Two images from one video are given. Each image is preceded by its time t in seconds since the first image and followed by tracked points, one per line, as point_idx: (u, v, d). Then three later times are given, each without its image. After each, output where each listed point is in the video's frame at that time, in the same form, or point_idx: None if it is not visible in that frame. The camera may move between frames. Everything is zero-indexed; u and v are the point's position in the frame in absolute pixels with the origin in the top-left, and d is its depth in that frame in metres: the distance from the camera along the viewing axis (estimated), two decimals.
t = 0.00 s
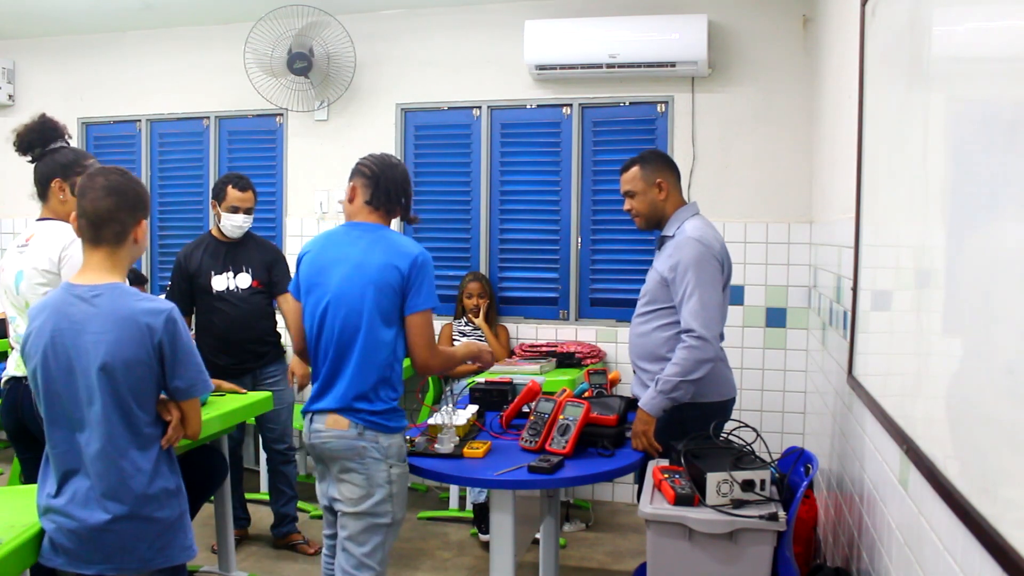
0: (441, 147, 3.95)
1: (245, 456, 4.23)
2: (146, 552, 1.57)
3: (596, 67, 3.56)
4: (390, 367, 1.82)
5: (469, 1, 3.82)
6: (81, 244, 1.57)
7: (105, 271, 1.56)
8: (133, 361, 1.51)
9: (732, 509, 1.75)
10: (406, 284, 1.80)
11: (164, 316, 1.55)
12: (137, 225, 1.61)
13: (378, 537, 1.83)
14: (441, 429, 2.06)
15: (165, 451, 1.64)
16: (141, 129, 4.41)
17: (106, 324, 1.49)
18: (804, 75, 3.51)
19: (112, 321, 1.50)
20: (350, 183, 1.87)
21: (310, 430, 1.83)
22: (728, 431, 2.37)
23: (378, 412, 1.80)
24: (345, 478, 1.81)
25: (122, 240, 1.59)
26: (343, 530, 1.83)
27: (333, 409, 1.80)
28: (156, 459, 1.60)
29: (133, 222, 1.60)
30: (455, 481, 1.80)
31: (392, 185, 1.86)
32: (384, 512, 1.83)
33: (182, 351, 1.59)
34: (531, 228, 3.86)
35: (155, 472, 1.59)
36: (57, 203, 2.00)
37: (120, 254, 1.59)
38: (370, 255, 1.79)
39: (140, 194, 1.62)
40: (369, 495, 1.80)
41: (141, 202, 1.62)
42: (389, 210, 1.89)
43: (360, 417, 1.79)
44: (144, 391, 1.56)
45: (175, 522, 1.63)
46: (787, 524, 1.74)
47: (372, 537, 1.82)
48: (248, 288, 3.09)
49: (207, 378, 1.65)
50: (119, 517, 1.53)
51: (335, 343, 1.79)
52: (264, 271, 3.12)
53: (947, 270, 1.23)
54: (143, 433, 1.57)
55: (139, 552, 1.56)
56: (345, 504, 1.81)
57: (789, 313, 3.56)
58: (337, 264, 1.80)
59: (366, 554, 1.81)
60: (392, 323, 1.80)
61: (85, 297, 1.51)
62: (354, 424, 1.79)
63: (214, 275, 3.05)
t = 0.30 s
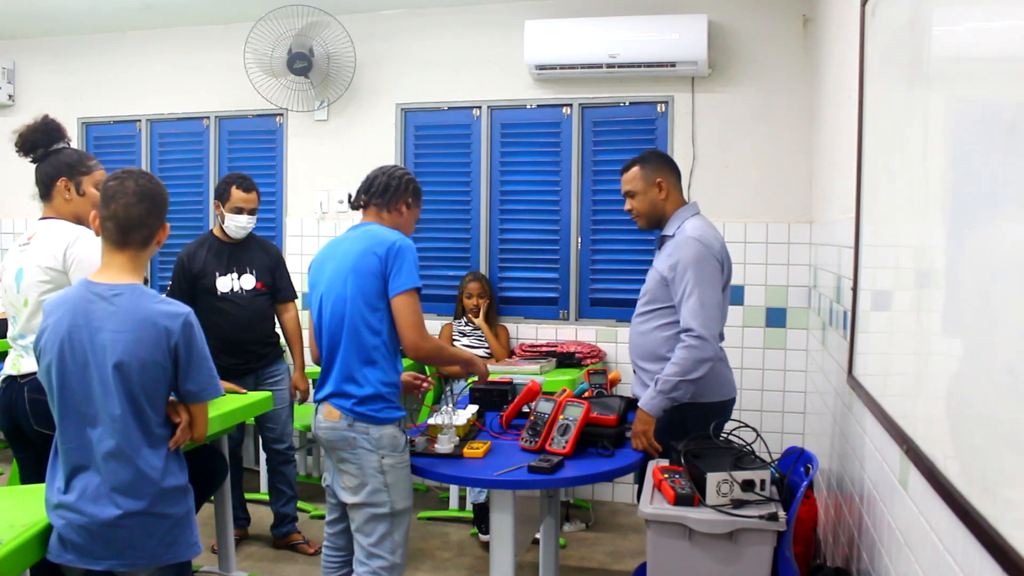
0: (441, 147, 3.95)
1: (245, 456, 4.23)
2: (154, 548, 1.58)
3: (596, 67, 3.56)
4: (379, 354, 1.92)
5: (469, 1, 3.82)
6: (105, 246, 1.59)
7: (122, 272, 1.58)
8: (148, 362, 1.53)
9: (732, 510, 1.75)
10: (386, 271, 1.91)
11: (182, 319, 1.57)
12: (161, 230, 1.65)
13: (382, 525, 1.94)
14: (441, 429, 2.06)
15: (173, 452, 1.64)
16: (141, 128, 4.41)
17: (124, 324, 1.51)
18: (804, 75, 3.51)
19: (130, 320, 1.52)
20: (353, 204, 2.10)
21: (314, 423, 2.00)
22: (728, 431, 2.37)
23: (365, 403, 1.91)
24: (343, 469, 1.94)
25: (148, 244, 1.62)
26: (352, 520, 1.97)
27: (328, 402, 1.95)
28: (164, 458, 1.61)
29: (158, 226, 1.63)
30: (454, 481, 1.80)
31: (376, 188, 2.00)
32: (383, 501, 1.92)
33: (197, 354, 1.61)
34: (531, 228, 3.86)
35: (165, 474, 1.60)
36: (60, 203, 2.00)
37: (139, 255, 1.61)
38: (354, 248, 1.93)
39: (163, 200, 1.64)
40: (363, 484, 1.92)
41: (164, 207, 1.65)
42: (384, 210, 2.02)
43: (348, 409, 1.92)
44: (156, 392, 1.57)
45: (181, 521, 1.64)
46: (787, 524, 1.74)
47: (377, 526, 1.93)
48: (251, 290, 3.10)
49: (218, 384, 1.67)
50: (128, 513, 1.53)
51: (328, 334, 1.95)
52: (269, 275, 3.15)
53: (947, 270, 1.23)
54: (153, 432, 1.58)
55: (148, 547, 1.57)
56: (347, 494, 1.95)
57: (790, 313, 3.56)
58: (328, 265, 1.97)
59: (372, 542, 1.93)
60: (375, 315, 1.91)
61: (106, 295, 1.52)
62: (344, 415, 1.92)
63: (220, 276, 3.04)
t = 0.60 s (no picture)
0: (441, 147, 3.95)
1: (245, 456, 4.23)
2: (162, 548, 1.59)
3: (596, 67, 3.56)
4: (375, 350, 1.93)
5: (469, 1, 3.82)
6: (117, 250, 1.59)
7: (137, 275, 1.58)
8: (156, 364, 1.53)
9: (732, 510, 1.75)
10: (386, 268, 1.92)
11: (191, 323, 1.57)
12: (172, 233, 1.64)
13: (371, 521, 1.94)
14: (441, 429, 2.06)
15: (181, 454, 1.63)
16: (141, 128, 4.41)
17: (133, 326, 1.51)
18: (804, 74, 3.51)
19: (140, 323, 1.52)
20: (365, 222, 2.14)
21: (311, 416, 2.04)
22: (728, 431, 2.37)
23: (355, 397, 1.92)
24: (334, 463, 1.97)
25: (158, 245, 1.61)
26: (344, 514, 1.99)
27: (322, 395, 1.99)
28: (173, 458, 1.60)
29: (169, 228, 1.63)
30: (455, 481, 1.80)
31: (377, 197, 2.02)
32: (372, 496, 1.93)
33: (205, 358, 1.60)
34: (531, 228, 3.86)
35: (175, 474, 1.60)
36: (64, 203, 2.00)
37: (156, 259, 1.62)
38: (356, 246, 1.96)
39: (177, 206, 1.66)
40: (353, 478, 1.94)
41: (176, 210, 1.65)
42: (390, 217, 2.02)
43: (338, 402, 1.94)
44: (165, 395, 1.56)
45: (190, 522, 1.64)
46: (787, 524, 1.74)
47: (367, 522, 1.94)
48: (253, 290, 3.10)
49: (225, 388, 1.65)
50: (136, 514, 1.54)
51: (327, 328, 1.98)
52: (270, 274, 3.16)
53: (947, 270, 1.23)
54: (161, 434, 1.58)
55: (156, 548, 1.57)
56: (339, 488, 1.97)
57: (790, 313, 3.56)
58: (332, 262, 2.01)
59: (362, 538, 1.94)
60: (371, 311, 1.92)
61: (118, 298, 1.53)
62: (335, 409, 1.95)
63: (223, 276, 3.04)
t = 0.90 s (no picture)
0: (441, 147, 3.94)
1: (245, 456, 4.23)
2: (184, 537, 1.63)
3: (596, 67, 3.56)
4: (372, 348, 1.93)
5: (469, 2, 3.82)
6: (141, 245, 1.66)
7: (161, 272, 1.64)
8: (179, 357, 1.58)
9: (732, 509, 1.75)
10: (385, 267, 1.92)
11: (212, 317, 1.62)
12: (189, 227, 1.67)
13: (366, 519, 1.94)
14: (441, 429, 2.05)
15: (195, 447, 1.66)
16: (141, 128, 4.41)
17: (157, 320, 1.57)
18: (803, 74, 3.51)
19: (163, 317, 1.58)
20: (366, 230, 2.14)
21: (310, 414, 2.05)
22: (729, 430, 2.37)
23: (352, 394, 1.92)
24: (330, 461, 1.98)
25: (175, 240, 1.65)
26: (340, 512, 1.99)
27: (319, 392, 1.99)
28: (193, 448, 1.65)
29: (185, 223, 1.66)
30: (455, 481, 1.80)
31: (379, 203, 2.03)
32: (367, 494, 1.93)
33: (226, 351, 1.65)
34: (531, 228, 3.86)
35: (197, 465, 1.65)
36: (61, 204, 2.00)
37: (177, 255, 1.67)
38: (356, 245, 1.96)
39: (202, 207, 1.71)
40: (348, 476, 1.95)
41: (193, 205, 1.68)
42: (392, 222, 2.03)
43: (335, 399, 1.94)
44: (187, 387, 1.62)
45: (211, 512, 1.69)
46: (787, 524, 1.74)
47: (361, 520, 1.94)
48: (253, 289, 3.10)
49: (245, 380, 1.70)
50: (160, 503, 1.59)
51: (325, 326, 1.99)
52: (269, 273, 3.16)
53: (947, 270, 1.23)
54: (183, 426, 1.63)
55: (177, 536, 1.61)
56: (334, 486, 1.98)
57: (790, 313, 3.56)
58: (332, 260, 2.02)
59: (357, 536, 1.94)
60: (370, 309, 1.92)
61: (142, 292, 1.59)
62: (332, 407, 1.95)
63: (222, 276, 3.04)
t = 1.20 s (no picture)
0: (441, 147, 3.95)
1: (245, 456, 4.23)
2: (195, 529, 1.66)
3: (596, 67, 3.56)
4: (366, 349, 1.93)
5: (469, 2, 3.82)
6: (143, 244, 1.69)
7: (166, 270, 1.67)
8: (184, 350, 1.61)
9: (732, 510, 1.75)
10: (377, 266, 1.92)
11: (215, 310, 1.65)
12: (190, 226, 1.70)
13: (364, 519, 1.94)
14: (441, 429, 2.05)
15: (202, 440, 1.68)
16: (141, 128, 4.41)
17: (162, 315, 1.60)
18: (803, 74, 3.51)
19: (167, 312, 1.61)
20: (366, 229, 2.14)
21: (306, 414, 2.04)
22: (730, 430, 2.37)
23: (348, 394, 1.93)
24: (327, 461, 1.98)
25: (176, 238, 1.68)
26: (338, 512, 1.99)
27: (316, 393, 1.99)
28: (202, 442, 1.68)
29: (185, 221, 1.69)
30: (455, 481, 1.80)
31: (378, 203, 2.04)
32: (364, 494, 1.93)
33: (230, 342, 1.67)
34: (531, 228, 3.86)
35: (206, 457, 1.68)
36: (61, 204, 2.00)
37: (179, 253, 1.70)
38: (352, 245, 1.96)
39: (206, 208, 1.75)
40: (345, 476, 1.94)
41: (194, 204, 1.71)
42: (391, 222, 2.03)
43: (331, 400, 1.94)
44: (193, 379, 1.65)
45: (221, 503, 1.72)
46: (788, 524, 1.74)
47: (359, 520, 1.95)
48: (252, 288, 3.10)
49: (250, 370, 1.72)
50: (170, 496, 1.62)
51: (320, 327, 1.99)
52: (268, 273, 3.15)
53: (947, 270, 1.23)
54: (190, 417, 1.65)
55: (188, 528, 1.65)
56: (332, 486, 1.98)
57: (790, 313, 3.56)
58: (328, 260, 2.02)
59: (355, 536, 1.94)
60: (363, 309, 1.92)
61: (145, 290, 1.62)
62: (328, 407, 1.95)
63: (220, 276, 3.05)
